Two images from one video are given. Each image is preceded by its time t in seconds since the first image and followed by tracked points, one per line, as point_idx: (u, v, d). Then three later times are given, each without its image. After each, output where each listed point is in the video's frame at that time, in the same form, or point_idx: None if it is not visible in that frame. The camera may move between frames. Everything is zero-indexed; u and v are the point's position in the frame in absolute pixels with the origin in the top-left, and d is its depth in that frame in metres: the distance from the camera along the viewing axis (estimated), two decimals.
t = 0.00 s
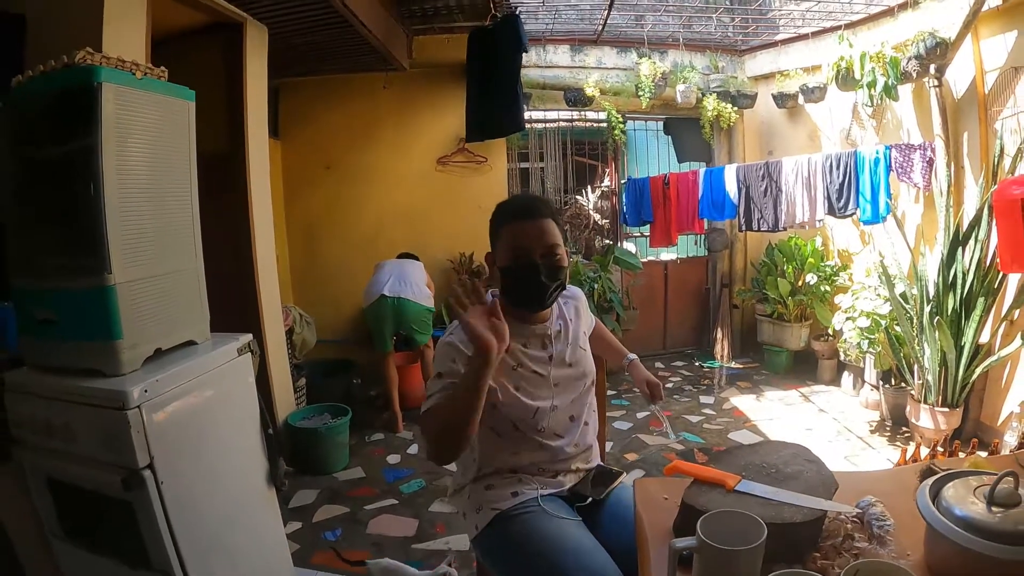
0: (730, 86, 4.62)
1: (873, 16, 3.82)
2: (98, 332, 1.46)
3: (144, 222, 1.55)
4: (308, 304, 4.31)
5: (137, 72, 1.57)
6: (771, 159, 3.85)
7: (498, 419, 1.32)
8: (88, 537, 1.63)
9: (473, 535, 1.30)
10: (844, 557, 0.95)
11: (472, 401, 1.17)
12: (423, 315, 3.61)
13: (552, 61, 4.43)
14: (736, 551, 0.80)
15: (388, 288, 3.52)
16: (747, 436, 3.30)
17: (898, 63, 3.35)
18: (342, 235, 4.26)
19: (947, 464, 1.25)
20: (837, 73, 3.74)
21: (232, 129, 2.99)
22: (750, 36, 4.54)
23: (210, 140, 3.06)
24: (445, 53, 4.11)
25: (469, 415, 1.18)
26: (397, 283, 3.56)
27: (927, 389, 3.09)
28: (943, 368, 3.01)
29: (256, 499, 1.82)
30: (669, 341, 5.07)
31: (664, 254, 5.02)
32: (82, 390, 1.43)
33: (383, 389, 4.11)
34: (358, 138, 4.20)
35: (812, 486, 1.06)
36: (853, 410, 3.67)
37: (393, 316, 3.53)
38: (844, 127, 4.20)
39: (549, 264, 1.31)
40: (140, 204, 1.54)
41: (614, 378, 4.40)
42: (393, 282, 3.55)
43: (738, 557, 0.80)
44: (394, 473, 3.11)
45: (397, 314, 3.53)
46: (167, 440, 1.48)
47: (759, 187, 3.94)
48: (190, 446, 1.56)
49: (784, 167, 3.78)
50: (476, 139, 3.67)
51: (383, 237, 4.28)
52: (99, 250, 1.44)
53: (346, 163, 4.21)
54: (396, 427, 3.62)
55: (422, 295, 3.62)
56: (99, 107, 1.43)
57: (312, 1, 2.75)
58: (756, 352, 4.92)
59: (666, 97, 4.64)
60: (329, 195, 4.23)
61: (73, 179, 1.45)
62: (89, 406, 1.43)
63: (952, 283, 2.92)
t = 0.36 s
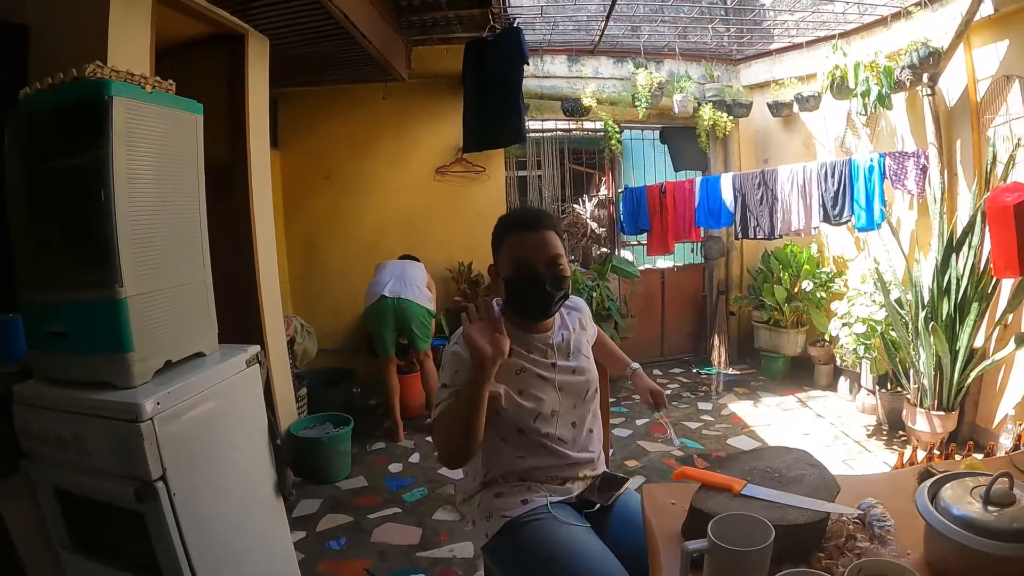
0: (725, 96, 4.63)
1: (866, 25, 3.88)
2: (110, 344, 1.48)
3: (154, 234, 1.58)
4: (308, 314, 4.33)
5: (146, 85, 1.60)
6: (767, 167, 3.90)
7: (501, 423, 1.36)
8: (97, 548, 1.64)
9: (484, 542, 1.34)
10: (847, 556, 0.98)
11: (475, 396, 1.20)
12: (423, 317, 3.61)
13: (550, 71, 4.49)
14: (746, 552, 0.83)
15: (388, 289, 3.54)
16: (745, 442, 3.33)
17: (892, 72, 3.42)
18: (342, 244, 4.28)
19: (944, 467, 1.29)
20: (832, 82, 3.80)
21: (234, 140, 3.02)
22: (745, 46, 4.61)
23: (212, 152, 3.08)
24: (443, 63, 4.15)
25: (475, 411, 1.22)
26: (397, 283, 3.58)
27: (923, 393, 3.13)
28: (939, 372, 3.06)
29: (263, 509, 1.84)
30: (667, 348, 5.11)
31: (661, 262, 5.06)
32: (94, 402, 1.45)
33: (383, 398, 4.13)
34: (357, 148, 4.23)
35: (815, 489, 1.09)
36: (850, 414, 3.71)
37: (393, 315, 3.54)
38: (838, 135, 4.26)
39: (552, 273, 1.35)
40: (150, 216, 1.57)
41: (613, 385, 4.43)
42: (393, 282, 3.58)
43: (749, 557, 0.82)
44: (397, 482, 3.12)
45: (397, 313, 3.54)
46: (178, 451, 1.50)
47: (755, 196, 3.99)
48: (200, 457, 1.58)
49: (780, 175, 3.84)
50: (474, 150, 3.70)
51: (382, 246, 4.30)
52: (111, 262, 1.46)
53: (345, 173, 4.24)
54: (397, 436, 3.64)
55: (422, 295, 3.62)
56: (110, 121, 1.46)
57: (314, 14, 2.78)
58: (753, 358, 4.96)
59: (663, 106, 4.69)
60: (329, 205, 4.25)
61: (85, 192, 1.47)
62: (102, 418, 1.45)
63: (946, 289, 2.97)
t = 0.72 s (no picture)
0: (720, 100, 4.78)
1: (859, 31, 3.92)
2: (111, 357, 1.49)
3: (154, 247, 1.59)
4: (306, 322, 4.34)
5: (145, 100, 1.61)
6: (761, 173, 3.93)
7: (497, 434, 1.37)
8: (98, 559, 1.65)
9: (482, 550, 1.34)
10: (838, 561, 1.00)
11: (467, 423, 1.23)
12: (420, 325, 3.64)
13: (545, 78, 4.53)
14: (740, 558, 0.85)
15: (384, 298, 3.55)
16: (742, 447, 3.34)
17: (885, 77, 3.44)
18: (340, 252, 4.30)
19: (936, 472, 1.30)
20: (825, 87, 3.84)
21: (232, 150, 3.04)
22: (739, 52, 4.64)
23: (210, 161, 3.10)
24: (437, 70, 4.18)
25: (471, 427, 1.23)
26: (393, 293, 3.59)
27: (918, 396, 3.15)
28: (934, 375, 3.08)
29: (262, 518, 1.85)
30: (664, 353, 5.12)
31: (657, 268, 5.09)
32: (96, 414, 1.46)
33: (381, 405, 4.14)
34: (354, 156, 4.25)
35: (808, 495, 1.11)
36: (845, 418, 3.73)
37: (388, 324, 3.56)
38: (832, 140, 4.29)
39: (546, 283, 1.37)
40: (150, 229, 1.59)
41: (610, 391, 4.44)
42: (388, 291, 3.59)
43: (743, 563, 0.84)
44: (396, 489, 3.13)
45: (392, 322, 3.55)
46: (179, 462, 1.51)
47: (750, 201, 4.02)
48: (200, 467, 1.59)
49: (774, 181, 3.87)
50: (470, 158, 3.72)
51: (379, 254, 4.32)
52: (112, 275, 1.47)
53: (342, 181, 4.26)
54: (396, 443, 3.64)
55: (417, 304, 3.63)
56: (111, 136, 1.48)
57: (312, 25, 2.81)
58: (749, 363, 4.98)
59: (657, 113, 4.72)
60: (326, 213, 4.27)
61: (86, 206, 1.49)
62: (103, 430, 1.47)
63: (940, 292, 2.99)
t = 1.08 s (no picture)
0: (720, 103, 4.70)
1: (858, 32, 3.92)
2: (114, 363, 1.50)
3: (155, 253, 1.60)
4: (308, 326, 4.35)
5: (146, 106, 1.62)
6: (761, 174, 3.93)
7: (497, 433, 1.38)
8: (101, 565, 1.65)
9: (486, 555, 1.34)
10: (842, 563, 1.00)
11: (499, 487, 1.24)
12: (422, 339, 3.64)
13: (544, 82, 4.54)
14: (744, 560, 0.85)
15: (385, 315, 3.56)
16: (745, 448, 3.34)
17: (884, 78, 3.44)
18: (340, 256, 4.30)
19: (939, 472, 1.30)
20: (825, 88, 3.84)
21: (232, 155, 3.05)
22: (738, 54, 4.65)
23: (211, 167, 3.11)
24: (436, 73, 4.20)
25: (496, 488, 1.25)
26: (393, 308, 3.60)
27: (920, 397, 3.15)
28: (936, 376, 3.07)
29: (265, 523, 1.85)
30: (665, 355, 5.12)
31: (658, 270, 5.09)
32: (100, 421, 1.47)
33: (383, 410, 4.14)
34: (355, 161, 4.26)
35: (811, 497, 1.11)
36: (848, 419, 3.72)
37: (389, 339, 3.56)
38: (833, 141, 4.29)
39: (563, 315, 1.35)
40: (152, 235, 1.59)
41: (612, 394, 4.44)
42: (388, 308, 3.60)
43: (748, 566, 0.84)
44: (398, 494, 3.13)
45: (393, 337, 3.56)
46: (182, 468, 1.52)
47: (750, 203, 4.02)
48: (204, 473, 1.60)
49: (775, 182, 3.87)
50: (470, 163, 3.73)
51: (380, 259, 4.32)
52: (114, 281, 1.48)
53: (343, 186, 4.27)
54: (398, 447, 3.64)
55: (419, 319, 3.65)
56: (111, 142, 1.48)
57: (312, 30, 2.82)
58: (751, 365, 4.98)
59: (657, 115, 4.73)
60: (327, 218, 4.28)
61: (88, 213, 1.49)
62: (107, 437, 1.47)
63: (942, 293, 2.99)
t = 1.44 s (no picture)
0: (718, 107, 4.61)
1: (855, 34, 3.94)
2: (118, 373, 1.52)
3: (158, 262, 1.62)
4: (309, 332, 4.37)
5: (147, 119, 1.64)
6: (760, 178, 3.95)
7: (503, 445, 1.38)
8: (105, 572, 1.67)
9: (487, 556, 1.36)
10: (835, 567, 1.02)
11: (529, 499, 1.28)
12: (423, 344, 3.65)
13: (543, 87, 4.57)
14: (736, 564, 0.87)
15: (385, 321, 3.59)
16: (745, 451, 3.35)
17: (881, 81, 3.45)
18: (342, 262, 4.33)
19: (932, 476, 1.32)
20: (823, 91, 3.83)
21: (233, 164, 3.07)
22: (735, 58, 4.67)
23: (212, 175, 3.13)
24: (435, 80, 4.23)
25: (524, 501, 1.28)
26: (394, 315, 3.63)
27: (919, 398, 3.16)
28: (934, 377, 3.09)
29: (267, 530, 1.87)
30: (665, 358, 5.13)
31: (658, 274, 5.10)
32: (104, 430, 1.49)
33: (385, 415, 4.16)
34: (356, 167, 4.29)
35: (805, 502, 1.13)
36: (848, 421, 3.73)
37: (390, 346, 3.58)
38: (831, 144, 4.31)
39: (563, 300, 1.38)
40: (155, 244, 1.61)
41: (612, 398, 4.46)
42: (388, 313, 3.63)
43: (740, 570, 0.86)
44: (400, 498, 3.14)
45: (394, 343, 3.58)
46: (185, 476, 1.54)
47: (749, 206, 4.04)
48: (207, 480, 1.62)
49: (773, 185, 3.89)
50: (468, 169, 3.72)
51: (381, 264, 4.35)
52: (118, 291, 1.50)
53: (344, 192, 4.30)
54: (400, 452, 3.66)
55: (419, 325, 3.66)
56: (113, 153, 1.50)
57: (312, 39, 2.84)
58: (751, 367, 4.99)
59: (656, 119, 4.75)
60: (328, 224, 4.30)
61: (92, 225, 1.52)
62: (112, 446, 1.49)
63: (940, 294, 3.00)
